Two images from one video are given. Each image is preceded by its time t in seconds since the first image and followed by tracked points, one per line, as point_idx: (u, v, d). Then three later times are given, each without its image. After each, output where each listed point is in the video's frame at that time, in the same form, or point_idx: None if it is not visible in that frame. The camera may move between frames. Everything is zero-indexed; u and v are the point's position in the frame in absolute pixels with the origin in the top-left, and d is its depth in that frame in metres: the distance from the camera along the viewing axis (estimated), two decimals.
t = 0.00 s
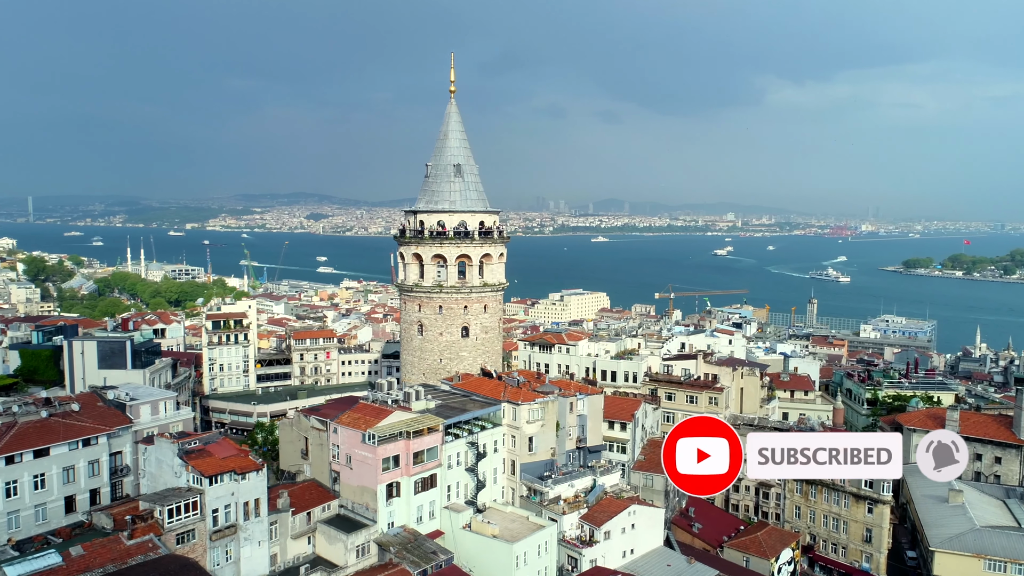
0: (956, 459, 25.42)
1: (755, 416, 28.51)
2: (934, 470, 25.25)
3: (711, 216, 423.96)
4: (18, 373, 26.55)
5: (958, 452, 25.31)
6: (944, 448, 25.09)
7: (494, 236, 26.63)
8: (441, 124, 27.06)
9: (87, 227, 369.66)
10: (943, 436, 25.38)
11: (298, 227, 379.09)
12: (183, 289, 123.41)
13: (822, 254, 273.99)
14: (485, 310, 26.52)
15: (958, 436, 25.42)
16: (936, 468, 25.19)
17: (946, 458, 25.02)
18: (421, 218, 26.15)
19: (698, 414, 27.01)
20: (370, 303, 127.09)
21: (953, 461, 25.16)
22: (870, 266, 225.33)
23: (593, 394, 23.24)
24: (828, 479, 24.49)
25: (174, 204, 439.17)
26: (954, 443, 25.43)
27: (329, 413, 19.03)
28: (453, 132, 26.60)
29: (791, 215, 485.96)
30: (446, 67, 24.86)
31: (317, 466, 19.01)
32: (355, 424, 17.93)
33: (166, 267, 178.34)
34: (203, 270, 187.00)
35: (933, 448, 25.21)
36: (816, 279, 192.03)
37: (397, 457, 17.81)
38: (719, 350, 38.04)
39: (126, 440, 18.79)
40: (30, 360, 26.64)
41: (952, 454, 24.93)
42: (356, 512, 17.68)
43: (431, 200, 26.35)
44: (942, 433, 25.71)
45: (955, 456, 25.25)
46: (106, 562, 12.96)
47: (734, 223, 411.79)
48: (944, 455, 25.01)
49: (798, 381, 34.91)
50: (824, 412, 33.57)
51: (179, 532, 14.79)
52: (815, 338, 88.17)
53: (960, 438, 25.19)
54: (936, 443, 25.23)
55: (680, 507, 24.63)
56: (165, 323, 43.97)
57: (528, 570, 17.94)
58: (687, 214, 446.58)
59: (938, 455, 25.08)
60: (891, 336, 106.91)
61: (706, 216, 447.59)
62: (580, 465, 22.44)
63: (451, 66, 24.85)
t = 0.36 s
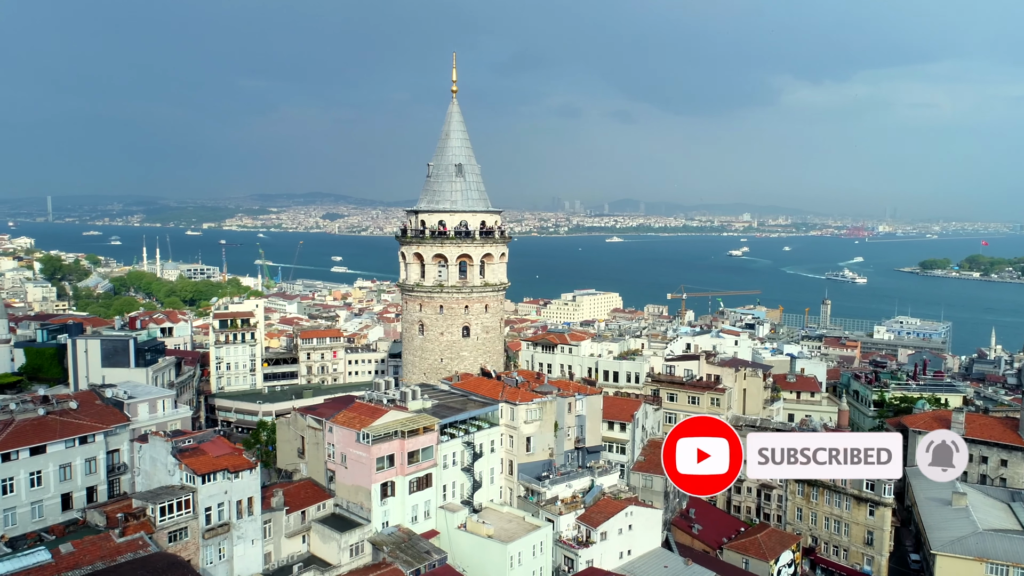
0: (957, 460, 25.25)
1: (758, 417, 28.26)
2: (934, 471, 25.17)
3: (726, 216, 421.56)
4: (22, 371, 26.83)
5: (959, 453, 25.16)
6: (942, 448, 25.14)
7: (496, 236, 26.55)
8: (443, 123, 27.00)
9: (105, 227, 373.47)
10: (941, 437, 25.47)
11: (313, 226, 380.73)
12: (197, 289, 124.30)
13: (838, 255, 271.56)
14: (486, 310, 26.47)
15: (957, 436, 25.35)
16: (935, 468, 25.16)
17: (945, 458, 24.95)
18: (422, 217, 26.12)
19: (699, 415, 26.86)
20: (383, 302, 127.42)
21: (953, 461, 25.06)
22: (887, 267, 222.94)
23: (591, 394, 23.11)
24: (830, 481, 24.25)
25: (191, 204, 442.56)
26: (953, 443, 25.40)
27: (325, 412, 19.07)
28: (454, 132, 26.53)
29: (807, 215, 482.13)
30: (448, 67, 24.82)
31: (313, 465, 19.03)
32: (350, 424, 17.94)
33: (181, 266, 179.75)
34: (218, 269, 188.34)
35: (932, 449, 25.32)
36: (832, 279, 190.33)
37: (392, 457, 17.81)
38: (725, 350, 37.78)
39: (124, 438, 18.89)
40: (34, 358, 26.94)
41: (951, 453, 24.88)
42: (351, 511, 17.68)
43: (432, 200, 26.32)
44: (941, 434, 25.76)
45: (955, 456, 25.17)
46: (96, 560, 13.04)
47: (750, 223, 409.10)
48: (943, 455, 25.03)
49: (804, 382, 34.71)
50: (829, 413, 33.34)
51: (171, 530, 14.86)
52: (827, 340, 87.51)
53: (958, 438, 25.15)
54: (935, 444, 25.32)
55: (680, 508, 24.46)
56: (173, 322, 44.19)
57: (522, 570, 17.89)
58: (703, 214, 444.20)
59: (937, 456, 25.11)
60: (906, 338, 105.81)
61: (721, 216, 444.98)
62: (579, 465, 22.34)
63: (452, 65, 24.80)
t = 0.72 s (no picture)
0: (956, 460, 24.38)
1: (763, 418, 28.09)
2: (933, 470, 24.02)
3: (744, 216, 418.70)
4: (34, 369, 27.40)
5: (959, 453, 24.29)
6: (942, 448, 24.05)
7: (499, 236, 26.61)
8: (446, 124, 27.14)
9: (127, 227, 378.29)
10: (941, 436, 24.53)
11: (331, 225, 383.09)
12: (216, 288, 125.58)
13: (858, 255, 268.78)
14: (489, 309, 26.57)
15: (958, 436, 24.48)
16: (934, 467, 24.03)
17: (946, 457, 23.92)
18: (425, 218, 26.23)
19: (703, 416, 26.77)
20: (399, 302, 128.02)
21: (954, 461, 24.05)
22: (907, 267, 220.36)
23: (592, 394, 23.06)
24: (835, 484, 24.03)
25: (212, 205, 447.04)
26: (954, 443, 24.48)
27: (324, 411, 19.23)
28: (457, 132, 26.66)
29: (826, 215, 477.68)
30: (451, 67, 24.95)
31: (312, 463, 19.18)
32: (348, 422, 18.07)
33: (200, 266, 181.71)
34: (237, 269, 190.10)
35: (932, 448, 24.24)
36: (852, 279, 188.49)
37: (389, 456, 17.90)
38: (733, 351, 37.56)
39: (126, 436, 19.13)
40: (45, 356, 27.57)
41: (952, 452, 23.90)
42: (349, 510, 17.81)
43: (435, 200, 26.44)
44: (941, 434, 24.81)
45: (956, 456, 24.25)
46: (91, 555, 13.19)
47: (769, 223, 406.00)
48: (944, 454, 23.97)
49: (813, 383, 34.41)
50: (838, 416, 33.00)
51: (169, 526, 15.03)
52: (843, 341, 86.80)
53: (959, 438, 24.29)
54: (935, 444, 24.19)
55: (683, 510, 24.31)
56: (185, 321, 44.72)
57: (518, 570, 17.91)
58: (721, 214, 441.68)
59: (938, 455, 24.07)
60: (924, 339, 104.55)
61: (739, 216, 442.20)
62: (579, 466, 22.32)
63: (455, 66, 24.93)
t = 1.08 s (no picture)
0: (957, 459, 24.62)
1: (770, 420, 27.83)
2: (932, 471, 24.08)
3: (765, 216, 414.99)
4: (47, 367, 27.83)
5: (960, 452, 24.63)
6: (943, 448, 24.08)
7: (504, 236, 26.61)
8: (452, 124, 27.22)
9: (151, 227, 383.06)
10: (942, 436, 24.72)
11: (351, 225, 385.04)
12: (236, 288, 126.82)
13: (881, 255, 265.18)
14: (494, 309, 26.64)
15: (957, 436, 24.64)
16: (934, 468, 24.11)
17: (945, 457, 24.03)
18: (430, 217, 26.33)
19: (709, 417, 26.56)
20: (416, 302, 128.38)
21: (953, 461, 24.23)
22: (932, 268, 217.23)
23: (595, 395, 22.97)
24: (842, 487, 23.40)
25: (233, 206, 451.28)
26: (954, 443, 24.66)
27: (325, 410, 19.36)
28: (463, 133, 26.74)
29: (849, 216, 471.89)
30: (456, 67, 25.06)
31: (313, 462, 19.33)
32: (348, 421, 18.20)
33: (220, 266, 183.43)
34: (257, 269, 191.71)
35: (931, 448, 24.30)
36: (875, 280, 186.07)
37: (388, 455, 18.00)
38: (742, 352, 37.31)
39: (131, 433, 19.36)
40: (58, 354, 27.94)
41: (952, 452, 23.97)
42: (348, 508, 17.95)
43: (440, 200, 26.54)
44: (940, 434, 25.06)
45: (955, 456, 24.39)
46: (89, 550, 13.38)
47: (790, 223, 402.08)
48: (943, 455, 24.07)
49: (826, 385, 33.99)
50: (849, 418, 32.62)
51: (168, 522, 15.20)
52: (862, 342, 85.78)
53: (959, 438, 24.49)
54: (935, 444, 24.22)
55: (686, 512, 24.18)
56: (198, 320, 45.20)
57: (516, 571, 17.93)
58: (741, 214, 438.06)
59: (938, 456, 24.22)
60: (946, 341, 103.04)
61: (761, 216, 438.31)
62: (581, 467, 22.28)
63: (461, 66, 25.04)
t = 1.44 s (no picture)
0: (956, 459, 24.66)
1: (777, 421, 27.53)
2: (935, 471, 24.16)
3: (785, 216, 411.30)
4: (59, 365, 28.22)
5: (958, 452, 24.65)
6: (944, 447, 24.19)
7: (508, 236, 26.66)
8: (457, 124, 27.25)
9: (173, 227, 387.41)
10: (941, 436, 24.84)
11: (368, 225, 386.82)
12: (254, 287, 127.85)
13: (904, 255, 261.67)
14: (499, 309, 26.64)
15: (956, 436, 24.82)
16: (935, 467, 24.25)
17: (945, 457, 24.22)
18: (435, 217, 26.38)
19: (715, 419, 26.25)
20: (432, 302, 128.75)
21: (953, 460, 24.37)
22: (955, 268, 214.11)
23: (598, 395, 22.87)
24: (850, 490, 23.00)
25: (253, 206, 455.18)
26: (954, 443, 24.91)
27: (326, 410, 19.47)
28: (468, 133, 26.77)
29: (871, 216, 466.23)
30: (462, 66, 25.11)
31: (315, 460, 19.46)
32: (348, 420, 18.30)
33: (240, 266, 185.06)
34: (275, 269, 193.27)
35: (931, 449, 24.41)
36: (897, 281, 183.74)
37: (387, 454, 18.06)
38: (752, 353, 37.12)
39: (135, 431, 19.60)
40: (70, 352, 28.31)
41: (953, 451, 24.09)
42: (348, 507, 18.04)
43: (445, 200, 26.57)
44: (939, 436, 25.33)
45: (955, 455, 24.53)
46: (88, 546, 13.54)
47: (811, 223, 398.05)
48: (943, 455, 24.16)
49: (838, 387, 33.58)
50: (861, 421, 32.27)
51: (168, 519, 15.37)
52: (881, 343, 84.75)
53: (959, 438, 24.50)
54: (935, 443, 24.33)
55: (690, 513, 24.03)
56: (211, 319, 45.63)
57: (514, 571, 17.91)
58: (761, 214, 434.30)
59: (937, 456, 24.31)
60: (967, 342, 101.57)
61: (781, 216, 434.38)
62: (583, 467, 22.21)
63: (467, 65, 25.08)
